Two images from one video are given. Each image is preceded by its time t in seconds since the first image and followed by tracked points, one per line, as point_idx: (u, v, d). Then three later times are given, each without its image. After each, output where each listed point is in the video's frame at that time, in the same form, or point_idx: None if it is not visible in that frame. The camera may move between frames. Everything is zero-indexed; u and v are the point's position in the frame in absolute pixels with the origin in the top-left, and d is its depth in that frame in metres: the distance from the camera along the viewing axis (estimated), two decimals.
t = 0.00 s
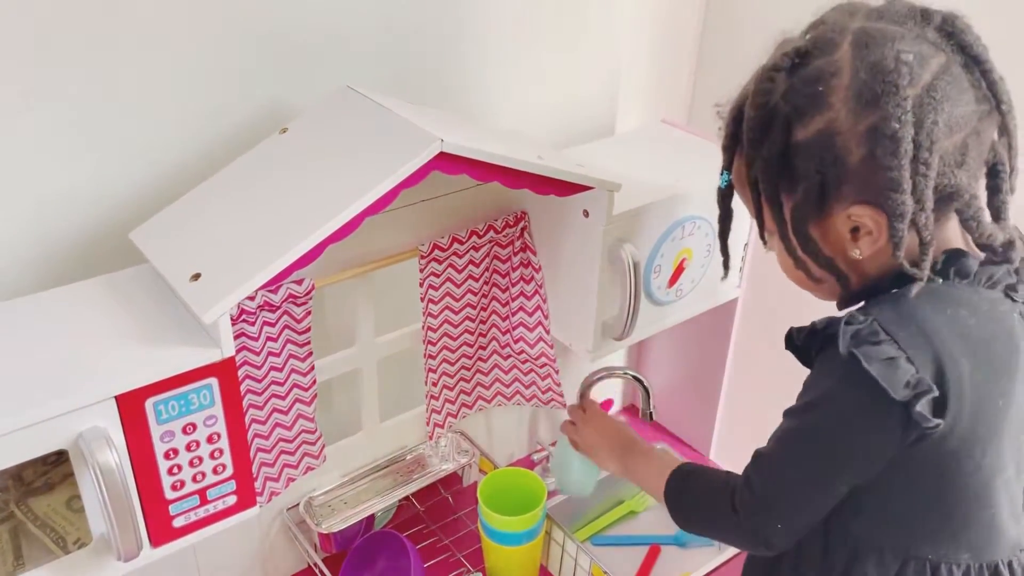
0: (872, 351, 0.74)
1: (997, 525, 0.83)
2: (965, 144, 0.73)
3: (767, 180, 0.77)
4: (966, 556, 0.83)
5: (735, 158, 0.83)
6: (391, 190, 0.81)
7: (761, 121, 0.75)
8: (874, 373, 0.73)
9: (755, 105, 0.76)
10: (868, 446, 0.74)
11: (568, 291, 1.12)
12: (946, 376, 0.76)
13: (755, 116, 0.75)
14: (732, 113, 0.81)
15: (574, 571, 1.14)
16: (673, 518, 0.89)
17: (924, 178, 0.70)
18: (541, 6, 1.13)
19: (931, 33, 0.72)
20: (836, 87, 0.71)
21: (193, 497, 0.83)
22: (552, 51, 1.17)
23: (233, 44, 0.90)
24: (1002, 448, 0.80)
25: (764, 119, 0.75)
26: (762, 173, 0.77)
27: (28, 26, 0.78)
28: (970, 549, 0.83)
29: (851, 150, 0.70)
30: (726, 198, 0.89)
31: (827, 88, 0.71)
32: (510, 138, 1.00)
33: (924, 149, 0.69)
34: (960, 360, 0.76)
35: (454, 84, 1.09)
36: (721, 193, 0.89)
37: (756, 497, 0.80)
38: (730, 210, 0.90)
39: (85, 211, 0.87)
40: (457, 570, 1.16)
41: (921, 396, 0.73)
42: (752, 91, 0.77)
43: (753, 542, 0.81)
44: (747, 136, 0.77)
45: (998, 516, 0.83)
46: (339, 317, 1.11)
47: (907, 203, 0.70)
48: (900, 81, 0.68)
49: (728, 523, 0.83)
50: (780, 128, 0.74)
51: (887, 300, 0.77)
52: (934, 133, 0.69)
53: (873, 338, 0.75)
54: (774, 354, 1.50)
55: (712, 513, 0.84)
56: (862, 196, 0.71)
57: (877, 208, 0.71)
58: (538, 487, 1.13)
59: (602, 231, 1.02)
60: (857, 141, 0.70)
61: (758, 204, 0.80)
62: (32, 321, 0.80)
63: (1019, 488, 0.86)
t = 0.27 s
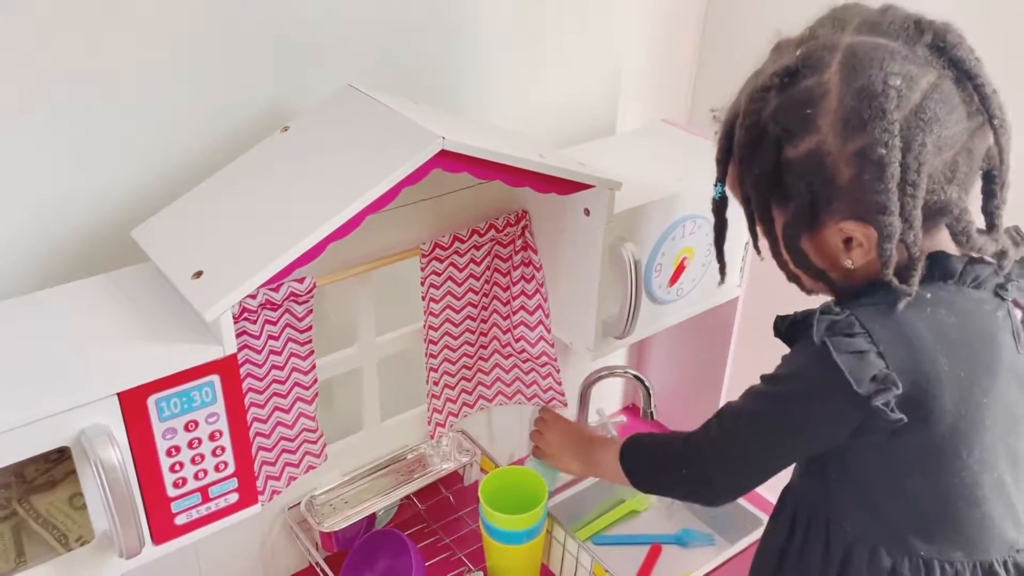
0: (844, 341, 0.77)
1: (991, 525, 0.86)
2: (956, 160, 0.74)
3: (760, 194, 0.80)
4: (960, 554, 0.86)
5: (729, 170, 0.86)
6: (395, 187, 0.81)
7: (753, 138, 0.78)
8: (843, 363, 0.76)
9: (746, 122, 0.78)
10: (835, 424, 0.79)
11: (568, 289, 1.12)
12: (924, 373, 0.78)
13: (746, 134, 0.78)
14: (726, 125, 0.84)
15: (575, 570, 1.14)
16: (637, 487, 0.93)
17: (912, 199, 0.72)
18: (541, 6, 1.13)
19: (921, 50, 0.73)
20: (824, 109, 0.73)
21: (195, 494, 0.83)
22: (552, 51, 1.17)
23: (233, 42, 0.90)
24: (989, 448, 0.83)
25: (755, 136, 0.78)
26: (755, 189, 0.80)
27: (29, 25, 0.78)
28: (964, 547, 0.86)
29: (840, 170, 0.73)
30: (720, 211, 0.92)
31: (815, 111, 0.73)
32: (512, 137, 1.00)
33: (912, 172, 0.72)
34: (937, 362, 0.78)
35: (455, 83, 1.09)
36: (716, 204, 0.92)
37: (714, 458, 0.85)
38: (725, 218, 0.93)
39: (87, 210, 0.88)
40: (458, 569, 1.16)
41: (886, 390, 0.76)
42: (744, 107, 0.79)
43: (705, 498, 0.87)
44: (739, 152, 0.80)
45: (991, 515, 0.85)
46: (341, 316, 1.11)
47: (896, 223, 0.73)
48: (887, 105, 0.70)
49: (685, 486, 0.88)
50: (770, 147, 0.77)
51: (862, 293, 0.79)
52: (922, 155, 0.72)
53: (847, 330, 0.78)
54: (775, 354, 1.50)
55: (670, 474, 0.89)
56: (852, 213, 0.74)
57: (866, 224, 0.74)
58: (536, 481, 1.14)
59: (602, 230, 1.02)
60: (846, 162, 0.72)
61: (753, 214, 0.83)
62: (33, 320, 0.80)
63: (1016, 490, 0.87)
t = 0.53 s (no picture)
0: (809, 327, 0.80)
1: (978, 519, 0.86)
2: (937, 169, 0.75)
3: (749, 202, 0.82)
4: (947, 549, 0.87)
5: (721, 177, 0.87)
6: (396, 187, 0.82)
7: (741, 148, 0.80)
8: (803, 347, 0.79)
9: (735, 132, 0.80)
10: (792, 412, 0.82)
11: (569, 290, 1.12)
12: (887, 364, 0.79)
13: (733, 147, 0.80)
14: (717, 133, 0.85)
15: (576, 569, 1.14)
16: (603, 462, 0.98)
17: (892, 209, 0.74)
18: (541, 8, 1.14)
19: (903, 63, 0.74)
20: (808, 123, 0.74)
21: (197, 494, 0.83)
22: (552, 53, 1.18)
23: (235, 43, 0.91)
24: (962, 442, 0.84)
25: (744, 147, 0.79)
26: (744, 197, 0.82)
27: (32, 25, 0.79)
28: (947, 542, 0.86)
29: (823, 181, 0.74)
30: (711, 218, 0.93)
31: (799, 124, 0.74)
32: (512, 138, 1.00)
33: (892, 182, 0.73)
34: (901, 356, 0.80)
35: (455, 84, 1.10)
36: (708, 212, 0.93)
37: (674, 428, 0.89)
38: (715, 225, 0.94)
39: (89, 211, 0.88)
40: (459, 569, 1.17)
41: (841, 377, 0.78)
42: (733, 117, 0.81)
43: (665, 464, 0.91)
44: (729, 161, 0.82)
45: (972, 510, 0.86)
46: (342, 316, 1.11)
47: (877, 232, 0.74)
48: (868, 119, 0.71)
49: (646, 455, 0.93)
50: (758, 158, 0.78)
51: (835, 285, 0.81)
52: (903, 166, 0.72)
53: (811, 317, 0.80)
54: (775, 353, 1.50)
55: (632, 446, 0.94)
56: (836, 220, 0.75)
57: (850, 231, 0.75)
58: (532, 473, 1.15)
59: (603, 229, 1.03)
60: (829, 172, 0.74)
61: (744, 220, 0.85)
62: (37, 320, 0.80)
63: (1001, 487, 0.87)
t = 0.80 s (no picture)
0: (801, 309, 0.80)
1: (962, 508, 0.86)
2: (919, 155, 0.75)
3: (739, 199, 0.83)
4: (929, 537, 0.87)
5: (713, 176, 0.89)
6: (395, 187, 0.82)
7: (728, 147, 0.82)
8: (796, 328, 0.80)
9: (722, 132, 0.82)
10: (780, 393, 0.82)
11: (569, 289, 1.12)
12: (875, 348, 0.79)
13: (721, 143, 0.81)
14: (706, 139, 0.87)
15: (575, 568, 1.14)
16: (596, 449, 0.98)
17: (877, 194, 0.74)
18: (540, 8, 1.14)
19: (876, 54, 0.75)
20: (789, 115, 0.75)
21: (197, 492, 0.83)
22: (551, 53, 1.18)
23: (235, 43, 0.91)
24: (949, 430, 0.83)
25: (731, 144, 0.81)
26: (734, 195, 0.83)
27: (32, 25, 0.79)
28: (931, 531, 0.86)
29: (808, 170, 0.75)
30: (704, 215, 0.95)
31: (781, 117, 0.75)
32: (511, 137, 1.00)
33: (874, 167, 0.73)
34: (891, 340, 0.79)
35: (454, 84, 1.10)
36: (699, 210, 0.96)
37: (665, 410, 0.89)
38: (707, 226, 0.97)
39: (90, 210, 0.88)
40: (458, 568, 1.17)
41: (833, 359, 0.79)
42: (719, 118, 0.83)
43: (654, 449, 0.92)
44: (718, 160, 0.83)
45: (957, 499, 0.85)
46: (342, 315, 1.11)
47: (863, 217, 0.74)
48: (845, 107, 0.72)
49: (638, 440, 0.93)
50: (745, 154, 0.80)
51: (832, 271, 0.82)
52: (884, 151, 0.72)
53: (805, 299, 0.81)
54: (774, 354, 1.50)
55: (625, 430, 0.93)
56: (825, 210, 0.76)
57: (838, 219, 0.76)
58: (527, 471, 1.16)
59: (602, 228, 1.03)
60: (813, 162, 0.74)
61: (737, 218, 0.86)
62: (37, 319, 0.81)
63: (987, 478, 0.86)
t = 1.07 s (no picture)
0: (779, 305, 0.82)
1: (953, 505, 0.85)
2: (922, 152, 0.75)
3: (741, 197, 0.83)
4: (920, 533, 0.87)
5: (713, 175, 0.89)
6: (397, 188, 0.82)
7: (731, 144, 0.82)
8: (772, 325, 0.81)
9: (724, 129, 0.82)
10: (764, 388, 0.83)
11: (570, 290, 1.12)
12: (852, 345, 0.80)
13: (724, 142, 0.81)
14: (706, 142, 0.88)
15: (576, 568, 1.14)
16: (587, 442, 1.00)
17: (882, 189, 0.74)
18: (541, 9, 1.14)
19: (880, 53, 0.75)
20: (794, 112, 0.75)
21: (200, 492, 0.84)
22: (553, 54, 1.18)
23: (237, 44, 0.91)
24: (932, 428, 0.82)
25: (734, 142, 0.81)
26: (737, 192, 0.83)
27: (34, 26, 0.79)
28: (920, 526, 0.86)
29: (814, 167, 0.75)
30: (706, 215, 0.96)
31: (786, 114, 0.75)
32: (513, 138, 1.01)
33: (880, 163, 0.73)
34: (866, 336, 0.80)
35: (455, 85, 1.10)
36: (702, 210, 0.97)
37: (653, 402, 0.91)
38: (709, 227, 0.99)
39: (92, 211, 0.88)
40: (460, 568, 1.17)
41: (808, 356, 0.80)
42: (721, 116, 0.83)
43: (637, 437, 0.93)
44: (721, 158, 0.83)
45: (945, 496, 0.85)
46: (344, 316, 1.12)
47: (868, 213, 0.74)
48: (851, 104, 0.72)
49: (628, 432, 0.94)
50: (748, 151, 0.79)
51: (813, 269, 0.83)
52: (889, 147, 0.73)
53: (784, 296, 0.82)
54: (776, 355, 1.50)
55: (610, 421, 0.95)
56: (829, 206, 0.76)
57: (842, 216, 0.76)
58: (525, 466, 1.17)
59: (603, 229, 1.03)
60: (818, 159, 0.75)
61: (738, 217, 0.86)
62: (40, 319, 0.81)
63: (978, 474, 0.86)
